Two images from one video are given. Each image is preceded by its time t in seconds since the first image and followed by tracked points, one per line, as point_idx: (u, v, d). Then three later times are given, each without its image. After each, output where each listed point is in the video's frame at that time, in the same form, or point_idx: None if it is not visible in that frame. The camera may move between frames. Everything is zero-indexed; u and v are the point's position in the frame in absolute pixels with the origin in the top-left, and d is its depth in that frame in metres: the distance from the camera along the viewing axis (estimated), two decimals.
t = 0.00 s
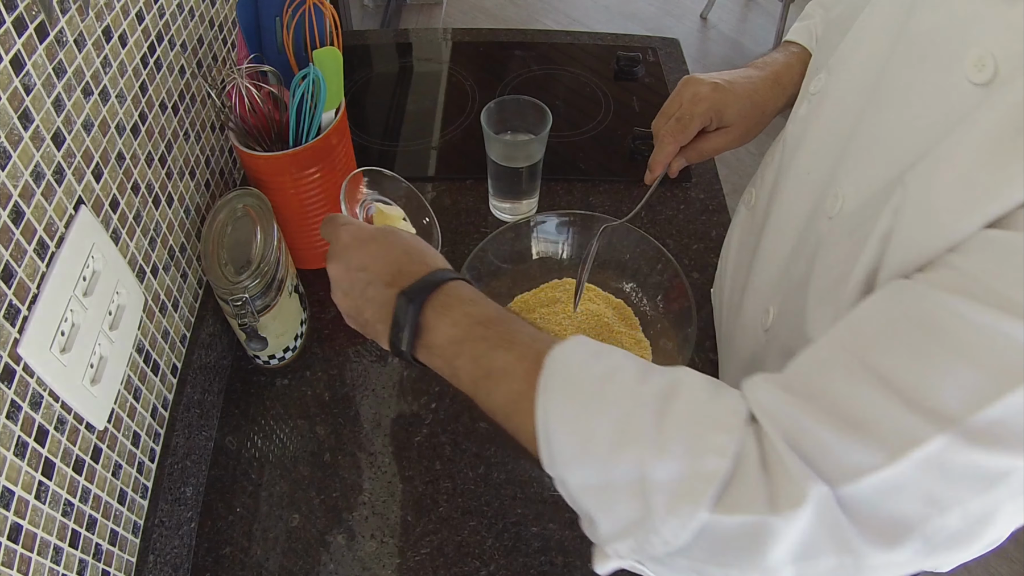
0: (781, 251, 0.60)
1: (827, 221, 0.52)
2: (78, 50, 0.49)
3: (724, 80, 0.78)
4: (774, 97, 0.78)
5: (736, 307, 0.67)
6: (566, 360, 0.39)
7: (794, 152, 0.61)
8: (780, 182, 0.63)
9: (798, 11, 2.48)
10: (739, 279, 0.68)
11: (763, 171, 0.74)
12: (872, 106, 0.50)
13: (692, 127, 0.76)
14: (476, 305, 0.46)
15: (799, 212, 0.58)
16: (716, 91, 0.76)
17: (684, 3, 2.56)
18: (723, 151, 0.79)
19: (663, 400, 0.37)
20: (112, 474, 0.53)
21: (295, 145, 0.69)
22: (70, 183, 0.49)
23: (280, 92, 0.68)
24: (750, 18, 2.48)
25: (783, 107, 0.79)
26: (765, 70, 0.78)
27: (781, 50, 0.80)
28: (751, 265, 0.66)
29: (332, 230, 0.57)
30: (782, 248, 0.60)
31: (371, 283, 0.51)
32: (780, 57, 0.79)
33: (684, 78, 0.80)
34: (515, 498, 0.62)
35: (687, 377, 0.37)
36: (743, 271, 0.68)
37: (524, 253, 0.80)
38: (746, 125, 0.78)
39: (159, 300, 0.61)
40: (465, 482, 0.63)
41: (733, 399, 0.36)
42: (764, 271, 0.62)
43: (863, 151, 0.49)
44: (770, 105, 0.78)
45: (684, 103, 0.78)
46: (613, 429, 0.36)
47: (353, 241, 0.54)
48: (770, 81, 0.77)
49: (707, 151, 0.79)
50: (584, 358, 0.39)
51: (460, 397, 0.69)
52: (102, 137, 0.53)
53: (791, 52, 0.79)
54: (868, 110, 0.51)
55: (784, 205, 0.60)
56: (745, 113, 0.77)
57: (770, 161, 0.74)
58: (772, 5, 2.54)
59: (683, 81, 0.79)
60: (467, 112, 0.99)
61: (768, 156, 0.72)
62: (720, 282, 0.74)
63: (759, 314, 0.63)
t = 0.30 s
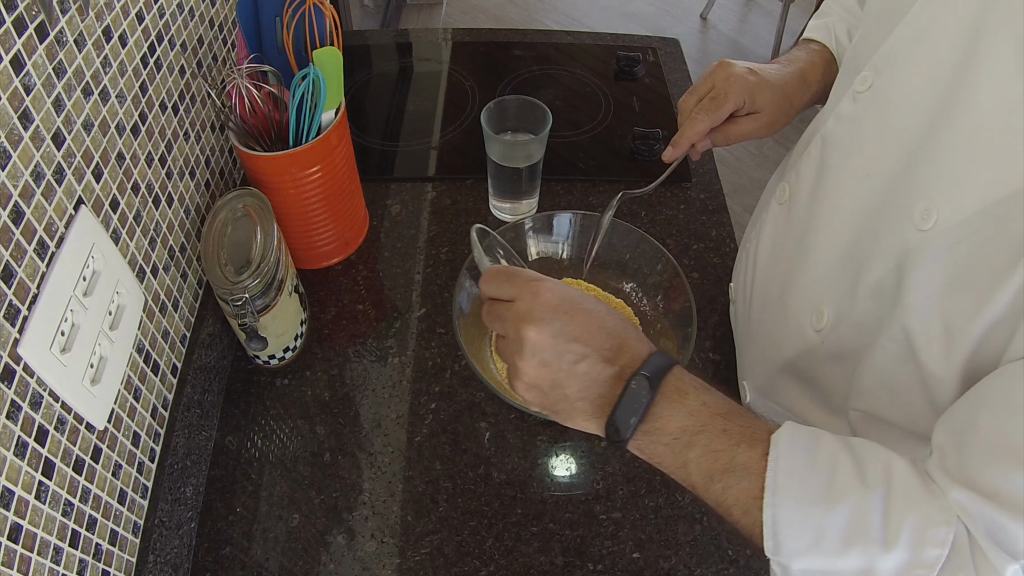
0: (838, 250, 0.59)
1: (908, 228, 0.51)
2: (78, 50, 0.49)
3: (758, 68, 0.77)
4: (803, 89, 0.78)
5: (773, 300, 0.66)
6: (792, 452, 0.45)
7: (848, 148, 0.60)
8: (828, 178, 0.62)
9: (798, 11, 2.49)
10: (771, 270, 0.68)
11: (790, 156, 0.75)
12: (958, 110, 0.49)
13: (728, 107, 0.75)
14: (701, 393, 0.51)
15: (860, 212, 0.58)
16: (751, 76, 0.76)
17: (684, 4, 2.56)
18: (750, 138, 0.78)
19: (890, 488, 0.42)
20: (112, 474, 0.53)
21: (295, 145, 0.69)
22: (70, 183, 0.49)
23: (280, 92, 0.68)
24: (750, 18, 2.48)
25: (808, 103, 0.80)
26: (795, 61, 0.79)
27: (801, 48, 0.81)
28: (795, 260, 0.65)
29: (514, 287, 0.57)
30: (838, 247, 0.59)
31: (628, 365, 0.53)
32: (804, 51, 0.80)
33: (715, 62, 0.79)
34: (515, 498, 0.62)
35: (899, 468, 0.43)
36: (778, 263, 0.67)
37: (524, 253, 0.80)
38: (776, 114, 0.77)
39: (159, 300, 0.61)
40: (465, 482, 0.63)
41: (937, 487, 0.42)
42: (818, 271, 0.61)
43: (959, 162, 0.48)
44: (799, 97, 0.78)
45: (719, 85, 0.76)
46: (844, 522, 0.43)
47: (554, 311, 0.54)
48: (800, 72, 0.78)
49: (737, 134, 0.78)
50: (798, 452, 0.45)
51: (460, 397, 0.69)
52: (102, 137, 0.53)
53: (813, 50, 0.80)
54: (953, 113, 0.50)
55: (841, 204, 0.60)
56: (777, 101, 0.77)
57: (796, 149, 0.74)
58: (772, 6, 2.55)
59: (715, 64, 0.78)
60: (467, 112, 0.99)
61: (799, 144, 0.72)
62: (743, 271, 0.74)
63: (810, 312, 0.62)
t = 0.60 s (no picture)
0: (867, 244, 0.59)
1: (945, 224, 0.51)
2: (78, 50, 0.49)
3: (752, 72, 0.77)
4: (793, 99, 0.78)
5: (797, 295, 0.66)
6: (836, 435, 0.47)
7: (879, 144, 0.60)
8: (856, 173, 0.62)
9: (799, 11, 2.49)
10: (793, 264, 0.68)
11: (809, 154, 0.75)
12: (999, 107, 0.49)
13: (718, 108, 0.75)
14: (758, 377, 0.54)
15: (890, 208, 0.58)
16: (745, 81, 0.76)
17: (684, 4, 2.56)
18: (738, 142, 0.78)
19: (929, 472, 0.44)
20: (112, 474, 0.53)
21: (295, 145, 0.69)
22: (70, 183, 0.49)
23: (280, 92, 0.68)
24: (750, 18, 2.48)
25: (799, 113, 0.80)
26: (788, 70, 0.79)
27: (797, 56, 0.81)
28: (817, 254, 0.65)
29: (592, 264, 0.61)
30: (867, 242, 0.59)
31: (691, 335, 0.56)
32: (799, 60, 0.80)
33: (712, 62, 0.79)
34: (515, 498, 0.62)
35: (937, 454, 0.44)
36: (799, 258, 0.67)
37: (524, 253, 0.80)
38: (765, 121, 0.77)
39: (159, 300, 0.61)
40: (465, 482, 0.63)
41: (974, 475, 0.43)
42: (845, 265, 0.61)
43: (1003, 158, 0.49)
44: (790, 106, 0.78)
45: (712, 86, 0.76)
46: (883, 501, 0.44)
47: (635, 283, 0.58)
48: (791, 82, 0.78)
49: (723, 137, 0.78)
50: (842, 436, 0.47)
51: (460, 397, 0.69)
52: (102, 137, 0.53)
53: (807, 58, 0.80)
54: (992, 111, 0.50)
55: (872, 199, 0.59)
56: (767, 108, 0.77)
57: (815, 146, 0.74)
58: (772, 6, 2.55)
59: (712, 65, 0.78)
60: (467, 112, 0.99)
61: (819, 140, 0.72)
62: (761, 267, 0.73)
63: (832, 307, 0.62)
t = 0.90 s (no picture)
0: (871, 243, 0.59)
1: (953, 228, 0.51)
2: (78, 50, 0.49)
3: (744, 89, 0.77)
4: (783, 111, 0.78)
5: (799, 296, 0.66)
6: (827, 439, 0.47)
7: (883, 146, 0.60)
8: (861, 174, 0.61)
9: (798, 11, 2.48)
10: (794, 265, 0.67)
11: (809, 155, 0.75)
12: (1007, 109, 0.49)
13: (715, 134, 0.74)
14: (750, 383, 0.54)
15: (894, 208, 0.58)
16: (739, 100, 0.75)
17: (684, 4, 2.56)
18: (731, 160, 0.78)
19: (922, 471, 0.44)
20: (112, 474, 0.53)
21: (295, 145, 0.69)
22: (70, 183, 0.49)
23: (280, 92, 0.68)
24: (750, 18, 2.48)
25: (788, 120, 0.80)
26: (777, 79, 0.79)
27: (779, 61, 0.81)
28: (818, 254, 0.64)
29: (597, 272, 0.61)
30: (870, 242, 0.59)
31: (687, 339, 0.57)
32: (786, 67, 0.80)
33: (701, 80, 0.78)
34: (515, 498, 0.62)
35: (931, 454, 0.44)
36: (801, 259, 0.67)
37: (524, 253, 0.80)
38: (757, 139, 0.78)
39: (159, 300, 0.61)
40: (465, 482, 0.63)
41: (971, 473, 0.43)
42: (849, 267, 0.60)
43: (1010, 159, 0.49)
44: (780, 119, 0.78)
45: (706, 108, 0.75)
46: (877, 501, 0.44)
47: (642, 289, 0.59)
48: (781, 94, 0.78)
49: (720, 158, 0.78)
50: (833, 438, 0.47)
51: (460, 396, 0.69)
52: (102, 137, 0.53)
53: (795, 58, 0.80)
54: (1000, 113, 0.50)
55: (876, 200, 0.59)
56: (759, 127, 0.77)
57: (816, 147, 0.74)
58: (772, 6, 2.54)
59: (702, 84, 0.77)
60: (467, 112, 0.99)
61: (820, 142, 0.72)
62: (762, 267, 0.73)
63: (835, 310, 0.61)
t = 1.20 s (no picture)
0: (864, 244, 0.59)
1: (946, 230, 0.51)
2: (78, 50, 0.49)
3: (739, 81, 0.76)
4: (781, 97, 0.78)
5: (789, 296, 0.66)
6: (830, 457, 0.47)
7: (875, 146, 0.60)
8: (853, 174, 0.61)
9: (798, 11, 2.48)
10: (785, 265, 0.67)
11: (802, 156, 0.76)
12: (1000, 109, 0.49)
13: (713, 128, 0.74)
14: (754, 403, 0.55)
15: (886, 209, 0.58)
16: (735, 93, 0.75)
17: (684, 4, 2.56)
18: (730, 151, 0.79)
19: (924, 487, 0.44)
20: (112, 474, 0.53)
21: (295, 145, 0.69)
22: (70, 183, 0.49)
23: (280, 92, 0.68)
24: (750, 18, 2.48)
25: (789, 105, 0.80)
26: (773, 66, 0.78)
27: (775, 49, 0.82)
28: (810, 255, 0.64)
29: (595, 295, 0.58)
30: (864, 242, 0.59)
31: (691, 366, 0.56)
32: (781, 53, 0.80)
33: (697, 74, 0.78)
34: (515, 498, 0.62)
35: (933, 469, 0.44)
36: (792, 259, 0.67)
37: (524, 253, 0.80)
38: (756, 129, 0.77)
39: (159, 300, 0.61)
40: (465, 482, 0.63)
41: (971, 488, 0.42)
42: (841, 268, 0.60)
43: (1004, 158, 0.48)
44: (779, 107, 0.78)
45: (703, 102, 0.75)
46: (882, 517, 0.44)
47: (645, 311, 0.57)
48: (778, 81, 0.78)
49: (718, 150, 0.78)
50: (836, 457, 0.47)
51: (460, 396, 0.69)
52: (102, 137, 0.53)
53: (798, 46, 0.80)
54: (994, 113, 0.50)
55: (868, 201, 0.59)
56: (757, 118, 0.77)
57: (808, 147, 0.75)
58: (772, 5, 2.54)
59: (697, 78, 0.77)
60: (467, 112, 0.99)
61: (813, 141, 0.73)
62: (754, 268, 0.73)
63: (828, 310, 0.61)
